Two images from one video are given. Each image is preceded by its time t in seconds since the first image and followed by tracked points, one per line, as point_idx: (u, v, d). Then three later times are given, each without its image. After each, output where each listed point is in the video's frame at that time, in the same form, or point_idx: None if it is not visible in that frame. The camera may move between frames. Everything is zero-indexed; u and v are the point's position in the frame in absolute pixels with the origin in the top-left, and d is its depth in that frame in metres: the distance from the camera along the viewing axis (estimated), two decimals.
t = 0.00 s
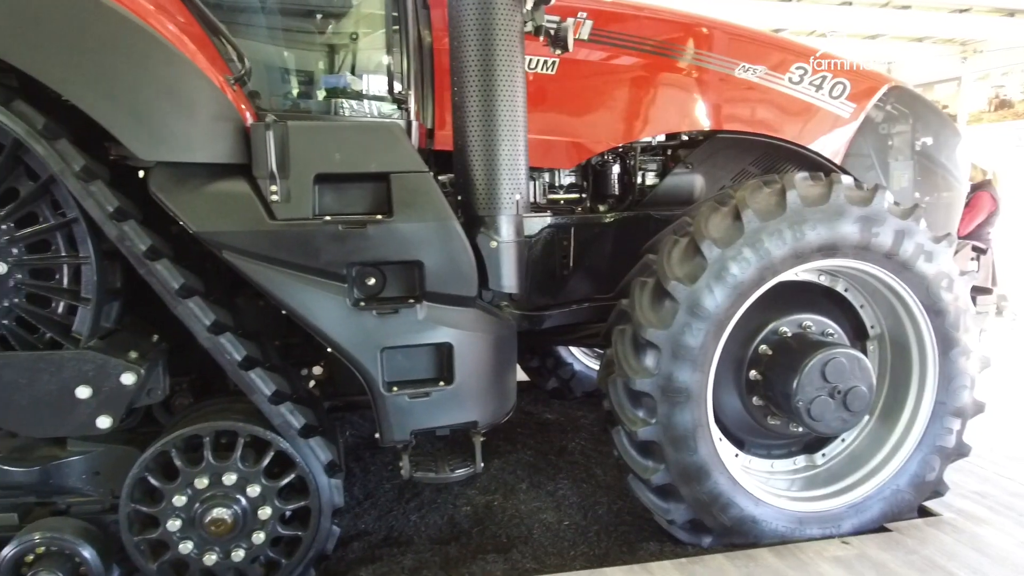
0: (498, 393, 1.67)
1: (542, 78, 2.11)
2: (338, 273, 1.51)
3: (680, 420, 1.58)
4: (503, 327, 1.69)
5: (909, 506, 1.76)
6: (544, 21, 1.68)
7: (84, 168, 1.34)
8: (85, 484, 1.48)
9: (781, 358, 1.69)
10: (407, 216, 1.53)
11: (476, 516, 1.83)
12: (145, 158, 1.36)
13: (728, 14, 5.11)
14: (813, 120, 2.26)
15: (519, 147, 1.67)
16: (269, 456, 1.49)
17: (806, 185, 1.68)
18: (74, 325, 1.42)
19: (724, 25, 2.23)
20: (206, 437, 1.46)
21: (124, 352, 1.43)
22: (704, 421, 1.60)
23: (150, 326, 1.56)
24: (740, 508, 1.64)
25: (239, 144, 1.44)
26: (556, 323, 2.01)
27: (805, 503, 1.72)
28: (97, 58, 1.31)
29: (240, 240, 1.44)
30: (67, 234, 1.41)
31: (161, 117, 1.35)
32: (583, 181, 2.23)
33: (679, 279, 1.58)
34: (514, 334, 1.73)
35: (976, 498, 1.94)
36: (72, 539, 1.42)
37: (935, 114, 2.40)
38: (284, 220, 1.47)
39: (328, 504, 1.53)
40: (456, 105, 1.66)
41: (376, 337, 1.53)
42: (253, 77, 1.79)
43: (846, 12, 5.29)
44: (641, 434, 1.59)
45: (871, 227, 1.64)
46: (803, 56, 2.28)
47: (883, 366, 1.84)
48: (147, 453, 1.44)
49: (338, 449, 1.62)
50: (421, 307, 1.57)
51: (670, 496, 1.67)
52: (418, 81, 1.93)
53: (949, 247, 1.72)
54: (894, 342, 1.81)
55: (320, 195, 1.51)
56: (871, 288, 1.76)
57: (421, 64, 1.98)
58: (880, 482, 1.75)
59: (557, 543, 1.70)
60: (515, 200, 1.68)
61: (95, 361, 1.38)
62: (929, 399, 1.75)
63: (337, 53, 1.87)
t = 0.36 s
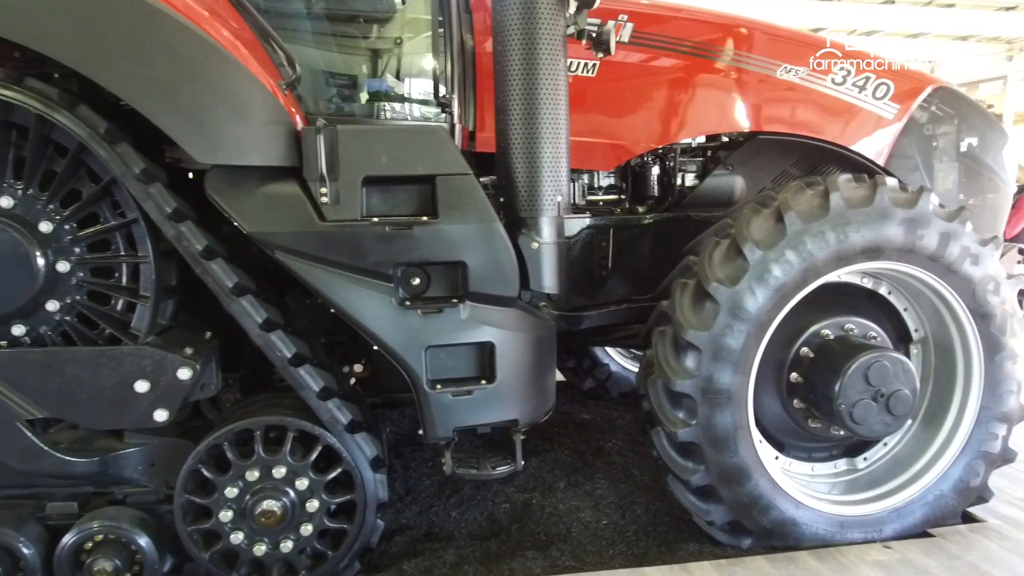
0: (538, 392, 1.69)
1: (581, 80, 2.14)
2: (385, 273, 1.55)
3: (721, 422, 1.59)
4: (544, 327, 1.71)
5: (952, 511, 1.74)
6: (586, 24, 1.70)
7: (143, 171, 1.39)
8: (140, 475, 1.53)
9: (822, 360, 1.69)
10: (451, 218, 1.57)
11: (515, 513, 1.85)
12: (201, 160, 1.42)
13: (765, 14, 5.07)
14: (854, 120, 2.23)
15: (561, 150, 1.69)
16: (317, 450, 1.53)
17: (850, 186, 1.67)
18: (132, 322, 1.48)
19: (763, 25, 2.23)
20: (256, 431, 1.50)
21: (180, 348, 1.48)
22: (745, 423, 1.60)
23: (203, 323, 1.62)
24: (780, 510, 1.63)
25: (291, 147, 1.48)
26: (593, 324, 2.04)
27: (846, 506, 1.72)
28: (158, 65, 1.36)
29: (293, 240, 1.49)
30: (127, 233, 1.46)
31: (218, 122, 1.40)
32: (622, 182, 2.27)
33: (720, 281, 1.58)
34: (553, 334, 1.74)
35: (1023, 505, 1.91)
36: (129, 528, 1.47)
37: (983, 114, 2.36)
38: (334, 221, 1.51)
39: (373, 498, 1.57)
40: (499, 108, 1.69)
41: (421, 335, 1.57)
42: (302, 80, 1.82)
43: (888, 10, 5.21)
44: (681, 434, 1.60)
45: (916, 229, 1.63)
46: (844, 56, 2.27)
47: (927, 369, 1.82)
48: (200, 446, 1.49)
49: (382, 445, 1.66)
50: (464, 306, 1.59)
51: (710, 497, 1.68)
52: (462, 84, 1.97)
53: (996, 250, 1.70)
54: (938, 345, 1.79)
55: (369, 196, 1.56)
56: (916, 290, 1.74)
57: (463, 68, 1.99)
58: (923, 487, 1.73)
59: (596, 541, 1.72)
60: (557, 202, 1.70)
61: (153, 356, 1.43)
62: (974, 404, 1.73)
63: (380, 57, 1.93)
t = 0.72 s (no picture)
0: (586, 392, 1.70)
1: (629, 80, 2.14)
2: (437, 272, 1.58)
3: (771, 425, 1.57)
4: (592, 328, 1.71)
5: (1010, 520, 1.70)
6: (637, 25, 1.71)
7: (207, 172, 1.45)
8: (201, 466, 1.59)
9: (875, 364, 1.67)
10: (502, 218, 1.58)
11: (561, 512, 1.87)
12: (262, 163, 1.46)
13: (813, 11, 4.99)
14: (910, 120, 2.20)
15: (611, 150, 1.69)
16: (370, 445, 1.57)
17: (906, 187, 1.64)
18: (195, 318, 1.53)
19: (812, 24, 2.22)
20: (312, 425, 1.55)
21: (240, 343, 1.53)
22: (796, 427, 1.58)
23: (261, 319, 1.67)
24: (831, 515, 1.61)
25: (347, 149, 1.52)
26: (641, 324, 2.04)
27: (899, 513, 1.69)
28: (222, 71, 1.41)
29: (349, 240, 1.53)
30: (191, 233, 1.52)
31: (278, 125, 1.45)
32: (670, 182, 2.26)
33: (772, 282, 1.58)
34: (600, 334, 1.73)
35: None
36: (190, 517, 1.53)
37: None
38: (388, 222, 1.55)
39: (423, 493, 1.60)
40: (549, 109, 1.70)
41: (471, 334, 1.60)
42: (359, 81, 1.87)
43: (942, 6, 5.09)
44: (731, 437, 1.59)
45: (974, 231, 1.59)
46: (899, 54, 2.24)
47: (984, 374, 1.78)
48: (259, 438, 1.55)
49: (432, 440, 1.69)
50: (513, 306, 1.61)
51: (759, 500, 1.67)
52: (513, 87, 2.00)
53: None
54: (996, 350, 1.75)
55: (422, 197, 1.59)
56: (972, 293, 1.71)
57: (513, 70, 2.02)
58: (980, 494, 1.69)
59: (642, 542, 1.73)
60: (606, 202, 1.71)
61: (216, 351, 1.48)
62: None
63: (430, 59, 1.97)
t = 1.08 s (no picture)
0: (650, 393, 1.69)
1: (695, 79, 2.11)
2: (502, 272, 1.60)
3: (842, 431, 1.54)
4: (656, 329, 1.70)
5: None
6: (705, 24, 1.71)
7: (283, 173, 1.50)
8: (274, 457, 1.64)
9: (952, 371, 1.60)
10: (567, 218, 1.59)
11: (622, 513, 1.89)
12: (335, 164, 1.51)
13: (882, 6, 4.84)
14: (990, 118, 2.14)
15: (678, 150, 1.68)
16: (435, 441, 1.60)
17: (987, 188, 1.58)
18: (269, 314, 1.58)
19: (887, 20, 2.19)
20: (380, 420, 1.59)
21: (313, 339, 1.58)
22: (868, 434, 1.55)
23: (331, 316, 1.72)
24: (903, 526, 1.57)
25: (416, 150, 1.55)
26: (703, 326, 2.03)
27: (975, 525, 1.63)
28: (299, 75, 1.46)
29: (417, 240, 1.57)
30: (266, 232, 1.57)
31: (351, 127, 1.49)
32: (736, 182, 2.23)
33: (844, 285, 1.54)
34: (664, 336, 1.72)
35: None
36: (263, 505, 1.58)
37: None
38: (455, 222, 1.57)
39: (486, 490, 1.62)
40: (615, 109, 1.70)
41: (535, 334, 1.61)
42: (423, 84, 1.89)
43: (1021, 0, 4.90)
44: (799, 442, 1.56)
45: None
46: (978, 50, 2.18)
47: None
48: (329, 431, 1.59)
49: (494, 437, 1.71)
50: (577, 306, 1.62)
51: (828, 508, 1.64)
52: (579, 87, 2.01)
53: None
54: None
55: (488, 198, 1.62)
56: None
57: (578, 70, 2.07)
58: None
59: (706, 546, 1.72)
60: (672, 202, 1.70)
61: (290, 346, 1.54)
62: None
63: (495, 61, 1.97)
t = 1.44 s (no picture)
0: (718, 397, 1.67)
1: (770, 77, 2.06)
2: (569, 272, 1.60)
3: (921, 441, 1.48)
4: (724, 331, 1.68)
5: None
6: (782, 21, 1.66)
7: (359, 174, 1.55)
8: (346, 450, 1.69)
9: None
10: (636, 219, 1.58)
11: (687, 518, 1.88)
12: (409, 166, 1.54)
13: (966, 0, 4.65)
14: None
15: (751, 149, 1.67)
16: (501, 438, 1.61)
17: None
18: (344, 311, 1.64)
19: (972, 14, 2.11)
20: (448, 416, 1.62)
21: (385, 336, 1.63)
22: (948, 443, 1.48)
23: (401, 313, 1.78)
24: (985, 541, 1.50)
25: (486, 152, 1.57)
26: (773, 330, 2.00)
27: None
28: (375, 79, 1.50)
29: (486, 240, 1.59)
30: (342, 231, 1.62)
31: (424, 129, 1.52)
32: (810, 182, 2.18)
33: (925, 289, 1.49)
34: (733, 339, 1.71)
35: None
36: (335, 496, 1.63)
37: None
38: (524, 222, 1.59)
39: (552, 489, 1.63)
40: (687, 109, 1.71)
41: (602, 334, 1.61)
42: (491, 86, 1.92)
43: None
44: (875, 450, 1.52)
45: None
46: None
47: None
48: (399, 426, 1.63)
49: (559, 436, 1.72)
50: (645, 307, 1.61)
51: (905, 519, 1.59)
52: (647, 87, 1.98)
53: None
54: None
55: (556, 198, 1.62)
56: None
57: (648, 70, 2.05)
58: None
59: (774, 554, 1.69)
60: (744, 203, 1.68)
61: (363, 342, 1.58)
62: None
63: (562, 62, 1.98)
